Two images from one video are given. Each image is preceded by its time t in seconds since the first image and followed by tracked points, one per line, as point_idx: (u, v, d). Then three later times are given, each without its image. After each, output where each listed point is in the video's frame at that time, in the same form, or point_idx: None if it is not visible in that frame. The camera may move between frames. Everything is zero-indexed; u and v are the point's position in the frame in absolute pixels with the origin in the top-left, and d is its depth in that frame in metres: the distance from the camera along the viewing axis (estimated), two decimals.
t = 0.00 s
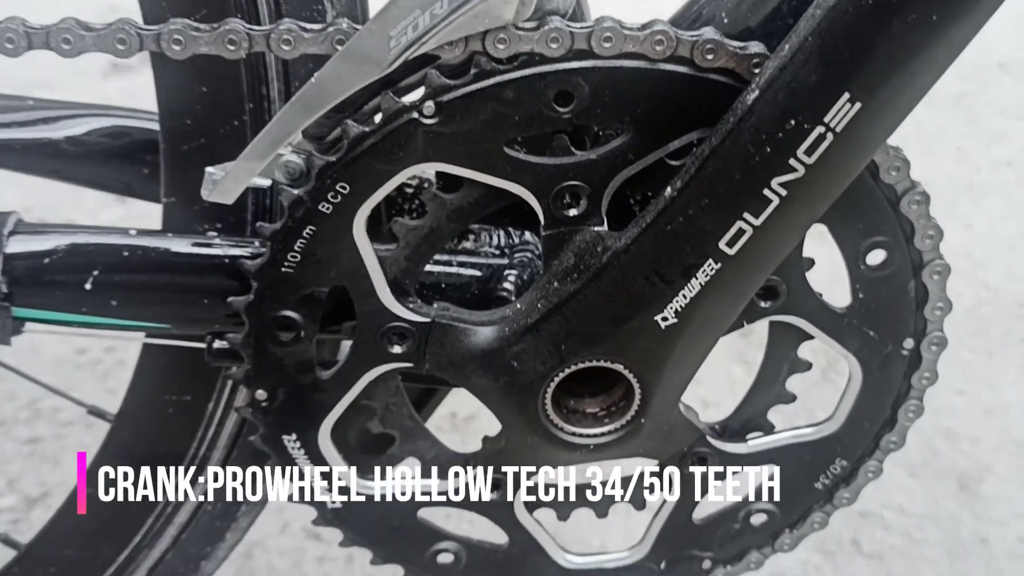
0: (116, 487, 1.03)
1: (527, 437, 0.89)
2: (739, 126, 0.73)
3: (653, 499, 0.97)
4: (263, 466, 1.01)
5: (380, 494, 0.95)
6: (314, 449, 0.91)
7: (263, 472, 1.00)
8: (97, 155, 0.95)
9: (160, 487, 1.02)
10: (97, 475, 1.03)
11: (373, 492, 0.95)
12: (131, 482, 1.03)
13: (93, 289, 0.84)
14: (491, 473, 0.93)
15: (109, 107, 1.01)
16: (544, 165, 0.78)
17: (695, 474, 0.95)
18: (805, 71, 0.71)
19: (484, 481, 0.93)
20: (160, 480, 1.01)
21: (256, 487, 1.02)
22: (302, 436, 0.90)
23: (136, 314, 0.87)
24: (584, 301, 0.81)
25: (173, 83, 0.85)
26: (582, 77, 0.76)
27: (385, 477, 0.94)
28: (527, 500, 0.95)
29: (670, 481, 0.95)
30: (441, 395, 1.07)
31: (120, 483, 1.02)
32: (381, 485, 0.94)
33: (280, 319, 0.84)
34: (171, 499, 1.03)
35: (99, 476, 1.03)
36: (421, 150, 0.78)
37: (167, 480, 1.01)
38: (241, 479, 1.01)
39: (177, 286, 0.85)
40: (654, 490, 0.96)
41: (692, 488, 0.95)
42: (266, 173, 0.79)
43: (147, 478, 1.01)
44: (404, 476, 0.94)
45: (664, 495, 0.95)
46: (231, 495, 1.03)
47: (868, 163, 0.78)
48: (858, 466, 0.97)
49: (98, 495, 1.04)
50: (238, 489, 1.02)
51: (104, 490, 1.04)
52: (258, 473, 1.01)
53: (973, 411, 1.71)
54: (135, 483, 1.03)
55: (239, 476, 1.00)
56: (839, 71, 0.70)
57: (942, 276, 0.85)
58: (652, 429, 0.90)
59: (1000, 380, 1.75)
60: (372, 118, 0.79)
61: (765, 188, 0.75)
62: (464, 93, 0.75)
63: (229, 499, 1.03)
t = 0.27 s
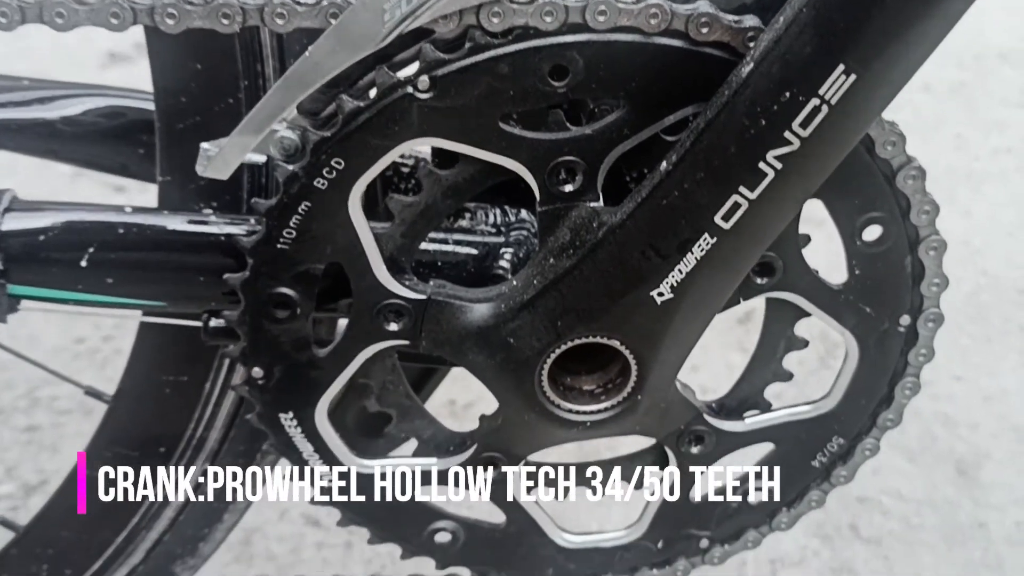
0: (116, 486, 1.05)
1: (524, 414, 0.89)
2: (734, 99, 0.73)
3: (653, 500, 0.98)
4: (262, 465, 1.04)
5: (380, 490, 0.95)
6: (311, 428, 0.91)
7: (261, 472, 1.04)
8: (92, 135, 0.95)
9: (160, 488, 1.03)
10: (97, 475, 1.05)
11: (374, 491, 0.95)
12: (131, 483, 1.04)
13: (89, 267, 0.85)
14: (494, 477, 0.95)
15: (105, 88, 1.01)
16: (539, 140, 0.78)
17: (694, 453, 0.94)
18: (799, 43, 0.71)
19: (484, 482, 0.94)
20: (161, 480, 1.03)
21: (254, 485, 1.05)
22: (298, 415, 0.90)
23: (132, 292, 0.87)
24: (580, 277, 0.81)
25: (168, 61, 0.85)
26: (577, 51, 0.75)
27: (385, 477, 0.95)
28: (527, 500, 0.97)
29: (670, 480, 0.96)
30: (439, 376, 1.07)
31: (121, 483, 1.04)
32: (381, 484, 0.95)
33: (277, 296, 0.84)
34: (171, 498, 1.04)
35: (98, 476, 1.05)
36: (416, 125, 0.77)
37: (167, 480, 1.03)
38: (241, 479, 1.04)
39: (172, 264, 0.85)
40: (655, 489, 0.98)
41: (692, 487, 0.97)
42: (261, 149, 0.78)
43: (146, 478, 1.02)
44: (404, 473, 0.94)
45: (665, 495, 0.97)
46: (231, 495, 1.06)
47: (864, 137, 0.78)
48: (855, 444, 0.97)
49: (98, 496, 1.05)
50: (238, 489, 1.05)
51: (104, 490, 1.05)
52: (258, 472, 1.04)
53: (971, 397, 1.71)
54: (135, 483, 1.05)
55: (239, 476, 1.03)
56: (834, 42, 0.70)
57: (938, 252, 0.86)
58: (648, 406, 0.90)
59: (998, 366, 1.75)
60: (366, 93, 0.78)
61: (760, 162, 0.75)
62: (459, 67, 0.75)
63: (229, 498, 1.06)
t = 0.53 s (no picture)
0: (116, 486, 1.05)
1: (525, 402, 0.89)
2: (734, 83, 0.73)
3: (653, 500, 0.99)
4: (261, 465, 1.06)
5: (380, 490, 0.96)
6: (312, 416, 0.91)
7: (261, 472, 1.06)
8: (93, 123, 0.95)
9: (160, 487, 1.04)
10: (97, 474, 1.05)
11: (374, 491, 0.96)
12: (131, 482, 1.05)
13: (89, 254, 0.85)
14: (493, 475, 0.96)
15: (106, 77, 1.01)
16: (539, 126, 0.77)
17: (694, 441, 0.95)
18: (800, 26, 0.71)
19: (484, 481, 0.96)
20: (161, 481, 1.03)
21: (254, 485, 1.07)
22: (299, 402, 0.90)
23: (133, 280, 0.87)
24: (580, 263, 0.81)
25: (168, 48, 0.85)
26: (578, 35, 0.74)
27: (385, 477, 0.95)
28: (528, 499, 0.98)
29: (670, 481, 0.98)
30: (440, 365, 1.07)
31: (121, 483, 1.04)
32: (381, 484, 0.95)
33: (277, 283, 0.84)
34: (171, 499, 1.05)
35: (98, 475, 1.05)
36: (416, 111, 0.76)
37: (167, 480, 1.04)
38: (241, 479, 1.05)
39: (172, 251, 0.85)
40: (654, 490, 0.99)
41: (692, 488, 0.99)
42: (261, 135, 0.78)
43: (147, 478, 1.03)
44: (404, 472, 0.95)
45: (665, 495, 0.98)
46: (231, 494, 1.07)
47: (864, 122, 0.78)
48: (856, 432, 0.97)
49: (98, 495, 1.06)
50: (237, 489, 1.06)
51: (104, 490, 1.06)
52: (258, 473, 1.06)
53: (972, 389, 1.71)
54: (135, 483, 1.05)
55: (239, 476, 1.04)
56: (834, 25, 0.70)
57: (939, 238, 0.86)
58: (649, 392, 0.90)
59: (998, 358, 1.75)
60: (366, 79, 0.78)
61: (761, 146, 0.75)
62: (460, 52, 0.74)
63: (229, 498, 1.07)
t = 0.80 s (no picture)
0: (116, 487, 1.05)
1: (527, 392, 0.89)
2: (736, 70, 0.73)
3: (654, 500, 0.99)
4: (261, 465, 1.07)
5: (380, 490, 0.96)
6: (313, 407, 0.91)
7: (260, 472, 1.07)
8: (93, 114, 0.95)
9: (160, 487, 1.05)
10: (97, 474, 1.05)
11: (374, 492, 0.96)
12: (131, 482, 1.05)
13: (90, 245, 0.84)
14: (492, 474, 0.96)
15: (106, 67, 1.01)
16: (541, 114, 0.77)
17: (696, 432, 0.95)
18: (802, 13, 0.71)
19: (484, 481, 0.96)
20: (161, 480, 1.04)
21: (254, 483, 1.08)
22: (300, 393, 0.90)
23: (134, 270, 0.86)
24: (582, 253, 0.81)
25: (168, 38, 0.85)
26: (580, 23, 0.74)
27: (385, 477, 0.96)
28: (528, 501, 0.98)
29: (670, 481, 0.98)
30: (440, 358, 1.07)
31: (121, 483, 1.05)
32: (381, 484, 0.96)
33: (279, 273, 0.84)
34: (171, 498, 1.06)
35: (99, 475, 1.05)
36: (418, 99, 0.76)
37: (167, 480, 1.04)
38: (241, 479, 1.06)
39: (173, 241, 0.85)
40: (654, 490, 0.99)
41: (692, 487, 0.99)
42: (262, 124, 0.78)
43: (147, 478, 1.04)
44: (404, 472, 0.95)
45: (665, 495, 0.99)
46: (230, 494, 1.08)
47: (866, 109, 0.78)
48: (858, 423, 0.97)
49: (98, 496, 1.06)
50: (237, 488, 1.07)
51: (104, 490, 1.06)
52: (258, 472, 1.07)
53: (973, 382, 1.71)
54: (135, 483, 1.05)
55: (239, 475, 1.05)
56: (837, 12, 0.70)
57: (941, 227, 0.86)
58: (651, 382, 0.90)
59: (999, 351, 1.75)
60: (367, 67, 0.78)
61: (763, 134, 0.75)
62: (461, 40, 0.74)
63: (229, 498, 1.08)
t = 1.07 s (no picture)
0: (116, 487, 1.06)
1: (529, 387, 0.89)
2: (737, 64, 0.73)
3: (653, 500, 1.00)
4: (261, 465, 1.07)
5: (379, 491, 0.96)
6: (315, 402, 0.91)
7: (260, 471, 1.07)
8: (95, 109, 0.95)
9: (160, 487, 1.06)
10: (97, 475, 1.06)
11: (374, 492, 0.96)
12: (131, 482, 1.05)
13: (92, 239, 0.84)
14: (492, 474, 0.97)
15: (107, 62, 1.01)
16: (542, 108, 0.77)
17: (697, 426, 0.95)
18: (804, 6, 0.71)
19: (484, 481, 0.97)
20: (161, 480, 1.05)
21: (253, 483, 1.09)
22: (302, 388, 0.90)
23: (136, 265, 0.86)
24: (584, 247, 0.81)
25: (170, 33, 0.85)
26: (581, 17, 0.74)
27: (384, 477, 0.96)
28: (528, 501, 0.99)
29: (670, 481, 0.99)
30: (445, 352, 1.07)
31: (121, 483, 1.05)
32: (381, 484, 0.96)
33: (280, 268, 0.84)
34: (171, 498, 1.07)
35: (98, 476, 1.06)
36: (419, 93, 0.76)
37: (167, 480, 1.05)
38: (241, 479, 1.06)
39: (175, 235, 0.85)
40: (654, 491, 1.00)
41: (692, 487, 1.00)
42: (264, 118, 0.78)
43: (147, 478, 1.04)
44: (404, 473, 0.95)
45: (665, 494, 0.99)
46: (231, 494, 1.08)
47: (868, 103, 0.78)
48: (860, 417, 0.97)
49: (98, 496, 1.06)
50: (237, 488, 1.07)
51: (104, 490, 1.06)
52: (257, 472, 1.07)
53: (974, 377, 1.71)
54: (135, 483, 1.06)
55: (239, 475, 1.06)
56: (838, 5, 0.70)
57: (942, 221, 0.86)
58: (654, 377, 0.90)
59: (1000, 346, 1.75)
60: (369, 61, 0.78)
61: (765, 127, 0.75)
62: (463, 33, 0.74)
63: (229, 498, 1.08)
